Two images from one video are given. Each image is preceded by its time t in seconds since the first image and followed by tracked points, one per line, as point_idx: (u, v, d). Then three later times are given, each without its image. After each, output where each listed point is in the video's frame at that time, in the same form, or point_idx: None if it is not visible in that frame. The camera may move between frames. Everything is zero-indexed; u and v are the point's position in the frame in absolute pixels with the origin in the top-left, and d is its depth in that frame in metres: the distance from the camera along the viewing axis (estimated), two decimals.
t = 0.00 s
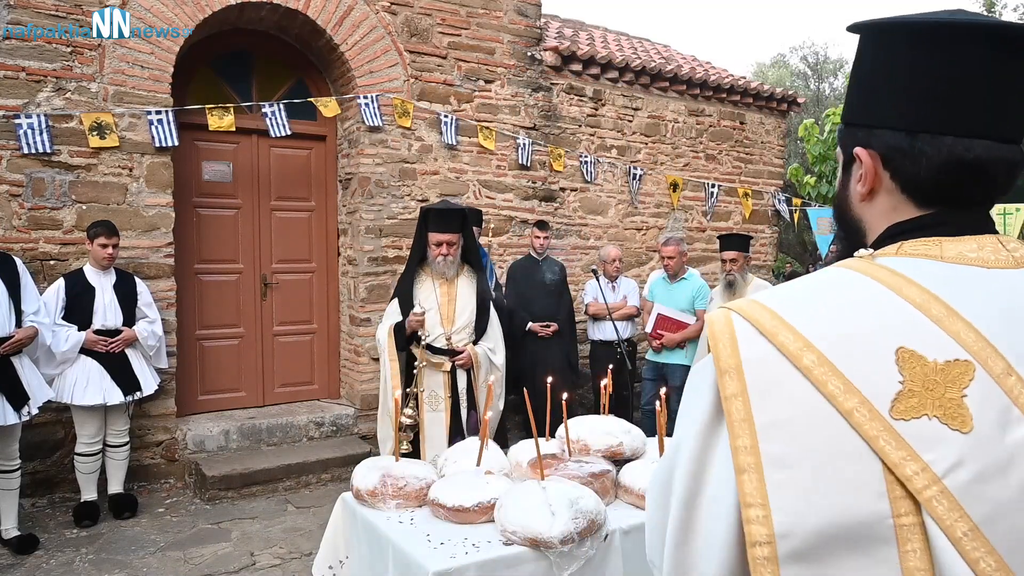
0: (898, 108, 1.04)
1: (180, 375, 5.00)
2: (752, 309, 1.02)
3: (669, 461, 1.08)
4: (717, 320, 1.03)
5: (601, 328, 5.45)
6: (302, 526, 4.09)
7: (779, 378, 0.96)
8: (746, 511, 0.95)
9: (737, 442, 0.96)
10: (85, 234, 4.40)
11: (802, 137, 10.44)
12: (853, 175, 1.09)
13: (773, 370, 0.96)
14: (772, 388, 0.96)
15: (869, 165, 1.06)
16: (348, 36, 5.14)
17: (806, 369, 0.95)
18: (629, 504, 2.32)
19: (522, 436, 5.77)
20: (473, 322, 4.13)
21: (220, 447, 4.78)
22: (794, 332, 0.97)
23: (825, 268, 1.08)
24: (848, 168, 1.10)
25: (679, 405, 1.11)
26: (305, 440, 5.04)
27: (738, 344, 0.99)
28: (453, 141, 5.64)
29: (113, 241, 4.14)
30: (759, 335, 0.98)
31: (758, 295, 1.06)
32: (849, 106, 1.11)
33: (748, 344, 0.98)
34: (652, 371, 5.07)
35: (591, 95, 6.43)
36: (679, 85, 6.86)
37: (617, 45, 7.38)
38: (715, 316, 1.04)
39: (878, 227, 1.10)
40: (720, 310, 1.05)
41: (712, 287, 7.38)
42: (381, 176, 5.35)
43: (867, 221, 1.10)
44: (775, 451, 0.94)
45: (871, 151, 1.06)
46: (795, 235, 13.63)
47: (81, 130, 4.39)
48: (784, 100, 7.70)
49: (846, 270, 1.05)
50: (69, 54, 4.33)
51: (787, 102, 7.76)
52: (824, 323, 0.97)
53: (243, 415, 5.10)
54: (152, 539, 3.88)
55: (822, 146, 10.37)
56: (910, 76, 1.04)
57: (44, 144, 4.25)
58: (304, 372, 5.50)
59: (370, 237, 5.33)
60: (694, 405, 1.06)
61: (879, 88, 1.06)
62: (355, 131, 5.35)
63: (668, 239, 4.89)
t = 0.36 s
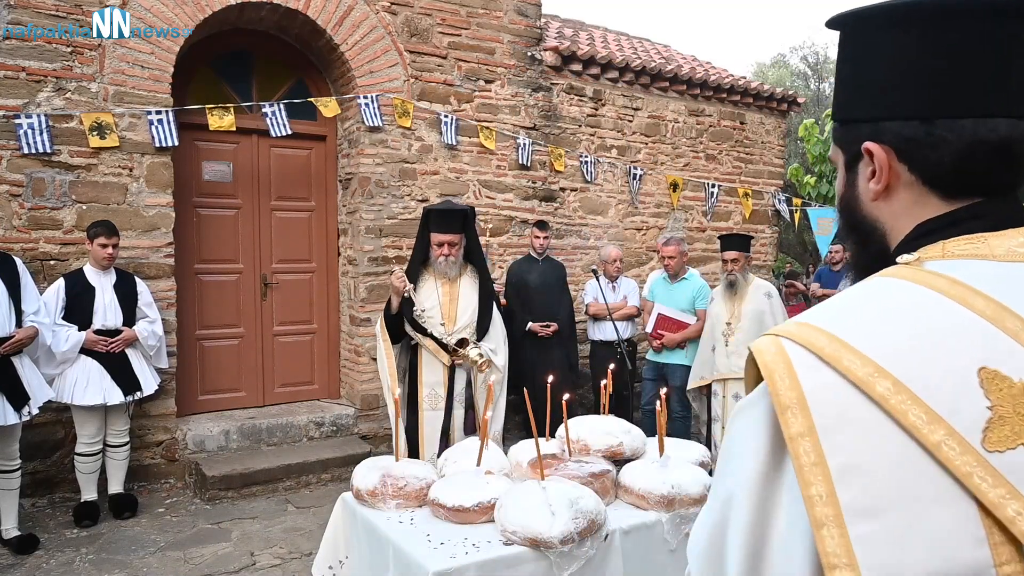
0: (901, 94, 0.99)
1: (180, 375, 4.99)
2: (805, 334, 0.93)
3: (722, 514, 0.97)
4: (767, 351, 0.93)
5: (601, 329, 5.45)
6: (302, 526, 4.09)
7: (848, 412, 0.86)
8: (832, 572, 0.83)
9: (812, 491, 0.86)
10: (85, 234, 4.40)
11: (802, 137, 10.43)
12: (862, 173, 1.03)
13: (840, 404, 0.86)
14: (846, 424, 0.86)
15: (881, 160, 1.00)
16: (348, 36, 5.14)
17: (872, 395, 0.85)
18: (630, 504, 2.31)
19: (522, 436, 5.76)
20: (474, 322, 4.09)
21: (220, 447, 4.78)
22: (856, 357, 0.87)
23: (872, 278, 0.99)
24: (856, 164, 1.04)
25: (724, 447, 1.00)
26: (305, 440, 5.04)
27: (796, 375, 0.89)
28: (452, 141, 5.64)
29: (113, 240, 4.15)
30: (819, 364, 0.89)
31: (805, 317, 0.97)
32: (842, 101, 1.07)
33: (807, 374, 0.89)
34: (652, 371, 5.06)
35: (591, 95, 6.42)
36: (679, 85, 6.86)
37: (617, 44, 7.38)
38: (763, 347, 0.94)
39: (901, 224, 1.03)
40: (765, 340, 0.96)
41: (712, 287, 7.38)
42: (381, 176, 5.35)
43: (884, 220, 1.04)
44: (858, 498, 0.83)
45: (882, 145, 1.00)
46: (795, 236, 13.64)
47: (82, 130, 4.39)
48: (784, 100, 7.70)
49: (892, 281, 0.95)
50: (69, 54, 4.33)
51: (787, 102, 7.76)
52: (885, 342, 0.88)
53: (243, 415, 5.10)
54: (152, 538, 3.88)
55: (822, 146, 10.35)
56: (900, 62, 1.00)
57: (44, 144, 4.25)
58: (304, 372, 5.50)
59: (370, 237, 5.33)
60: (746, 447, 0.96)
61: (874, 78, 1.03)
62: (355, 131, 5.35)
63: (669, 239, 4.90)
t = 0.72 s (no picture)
0: (994, 84, 0.89)
1: (180, 375, 4.99)
2: (925, 332, 0.86)
3: (818, 513, 0.90)
4: (884, 346, 0.87)
5: (601, 329, 5.45)
6: (302, 526, 4.08)
7: (977, 415, 0.79)
8: None
9: (940, 495, 0.79)
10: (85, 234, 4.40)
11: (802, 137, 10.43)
12: (948, 167, 0.93)
13: (969, 407, 0.79)
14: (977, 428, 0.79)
15: (977, 154, 0.90)
16: (348, 36, 5.14)
17: (998, 397, 0.78)
18: (630, 505, 2.31)
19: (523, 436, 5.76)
20: (476, 323, 4.10)
21: (220, 447, 4.78)
22: (984, 359, 0.81)
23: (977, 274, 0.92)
24: (940, 158, 0.94)
25: (817, 444, 0.93)
26: (305, 440, 5.04)
27: (920, 373, 0.83)
28: (452, 141, 5.64)
29: (113, 240, 4.14)
30: (944, 364, 0.82)
31: (916, 313, 0.90)
32: (924, 90, 0.97)
33: (931, 373, 0.82)
34: (653, 372, 5.06)
35: (591, 95, 6.42)
36: (679, 85, 6.86)
37: (617, 44, 7.37)
38: (880, 344, 0.88)
39: (996, 223, 0.92)
40: (879, 336, 0.89)
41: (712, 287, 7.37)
42: (381, 176, 5.35)
43: (974, 219, 0.93)
44: (985, 507, 0.76)
45: (975, 139, 0.90)
46: (795, 236, 13.66)
47: (82, 130, 4.39)
48: (784, 100, 7.70)
49: (1009, 276, 0.86)
50: (69, 54, 4.33)
51: (787, 102, 7.76)
52: (1011, 342, 0.81)
53: (243, 415, 5.10)
54: (152, 539, 3.88)
55: (822, 146, 10.34)
56: (988, 46, 0.89)
57: (44, 144, 4.25)
58: (304, 372, 5.50)
59: (370, 236, 5.33)
60: (847, 445, 0.88)
61: (960, 66, 0.92)
62: (355, 131, 5.35)
63: (669, 239, 4.90)
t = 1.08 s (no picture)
0: None
1: (180, 375, 4.99)
2: (980, 323, 0.82)
3: (856, 506, 0.87)
4: (937, 337, 0.83)
5: (601, 329, 5.45)
6: (303, 526, 4.09)
7: None
8: (990, 573, 0.76)
9: (981, 488, 0.76)
10: (85, 234, 4.40)
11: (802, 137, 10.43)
12: (1009, 166, 0.88)
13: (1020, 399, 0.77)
14: None
15: None
16: (348, 36, 5.14)
17: None
18: (630, 504, 2.31)
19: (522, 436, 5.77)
20: (468, 325, 3.99)
21: (220, 447, 4.78)
22: None
23: None
24: (1003, 157, 0.89)
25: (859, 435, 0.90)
26: (305, 440, 5.04)
27: (973, 363, 0.79)
28: (452, 141, 5.64)
29: (113, 241, 4.14)
30: (998, 355, 0.79)
31: (972, 305, 0.87)
32: (989, 88, 0.92)
33: (984, 364, 0.79)
34: (653, 372, 5.06)
35: (591, 95, 6.42)
36: (679, 85, 6.86)
37: (617, 44, 7.38)
38: (933, 335, 0.84)
39: None
40: (933, 327, 0.86)
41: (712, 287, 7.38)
42: (381, 176, 5.35)
43: None
44: None
45: None
46: (795, 236, 13.67)
47: (82, 130, 4.39)
48: (784, 100, 7.70)
49: None
50: (69, 54, 4.33)
51: (787, 102, 7.76)
52: None
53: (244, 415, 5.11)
54: (152, 538, 3.88)
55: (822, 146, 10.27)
56: None
57: (44, 144, 4.25)
58: (304, 372, 5.51)
59: (370, 236, 5.33)
60: (890, 438, 0.85)
61: (1021, 60, 0.87)
62: (355, 131, 5.35)
63: (669, 239, 4.89)
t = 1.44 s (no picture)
0: None
1: (180, 375, 4.99)
2: None
3: (915, 516, 0.89)
4: (1006, 353, 0.85)
5: (601, 329, 5.45)
6: (303, 526, 4.08)
7: None
8: None
9: None
10: (85, 234, 4.40)
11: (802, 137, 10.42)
12: None
13: None
14: None
15: None
16: (348, 36, 5.15)
17: None
18: (630, 504, 2.31)
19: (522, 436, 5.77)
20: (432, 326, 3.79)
21: (220, 447, 4.78)
22: None
23: None
24: None
25: (916, 446, 0.92)
26: (306, 440, 5.04)
27: None
28: (452, 141, 5.64)
29: (113, 241, 4.14)
30: None
31: None
32: None
33: None
34: (653, 372, 5.06)
35: (591, 95, 6.42)
36: (679, 85, 6.86)
37: (617, 44, 7.37)
38: (1000, 350, 0.87)
39: None
40: (999, 342, 0.88)
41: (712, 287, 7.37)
42: (382, 176, 5.34)
43: None
44: None
45: None
46: (795, 235, 13.67)
47: (82, 130, 4.39)
48: (784, 100, 7.69)
49: None
50: (69, 54, 4.33)
51: (787, 102, 7.76)
52: None
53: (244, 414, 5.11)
54: (152, 538, 3.88)
55: (822, 146, 10.31)
56: None
57: (44, 144, 4.25)
58: (304, 372, 5.51)
59: (370, 236, 5.33)
60: (950, 453, 0.88)
61: None
62: (355, 131, 5.36)
63: (669, 239, 4.87)
